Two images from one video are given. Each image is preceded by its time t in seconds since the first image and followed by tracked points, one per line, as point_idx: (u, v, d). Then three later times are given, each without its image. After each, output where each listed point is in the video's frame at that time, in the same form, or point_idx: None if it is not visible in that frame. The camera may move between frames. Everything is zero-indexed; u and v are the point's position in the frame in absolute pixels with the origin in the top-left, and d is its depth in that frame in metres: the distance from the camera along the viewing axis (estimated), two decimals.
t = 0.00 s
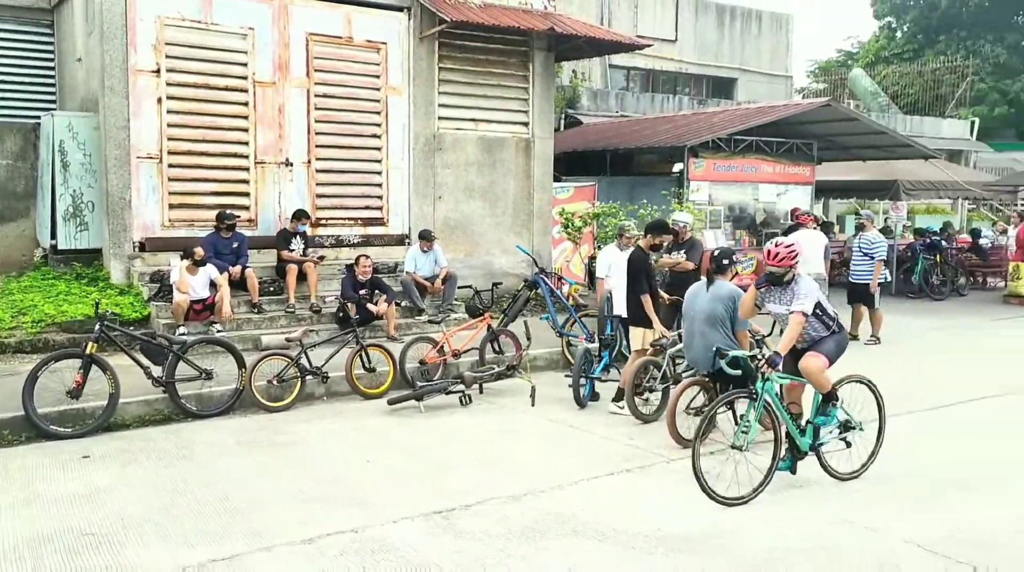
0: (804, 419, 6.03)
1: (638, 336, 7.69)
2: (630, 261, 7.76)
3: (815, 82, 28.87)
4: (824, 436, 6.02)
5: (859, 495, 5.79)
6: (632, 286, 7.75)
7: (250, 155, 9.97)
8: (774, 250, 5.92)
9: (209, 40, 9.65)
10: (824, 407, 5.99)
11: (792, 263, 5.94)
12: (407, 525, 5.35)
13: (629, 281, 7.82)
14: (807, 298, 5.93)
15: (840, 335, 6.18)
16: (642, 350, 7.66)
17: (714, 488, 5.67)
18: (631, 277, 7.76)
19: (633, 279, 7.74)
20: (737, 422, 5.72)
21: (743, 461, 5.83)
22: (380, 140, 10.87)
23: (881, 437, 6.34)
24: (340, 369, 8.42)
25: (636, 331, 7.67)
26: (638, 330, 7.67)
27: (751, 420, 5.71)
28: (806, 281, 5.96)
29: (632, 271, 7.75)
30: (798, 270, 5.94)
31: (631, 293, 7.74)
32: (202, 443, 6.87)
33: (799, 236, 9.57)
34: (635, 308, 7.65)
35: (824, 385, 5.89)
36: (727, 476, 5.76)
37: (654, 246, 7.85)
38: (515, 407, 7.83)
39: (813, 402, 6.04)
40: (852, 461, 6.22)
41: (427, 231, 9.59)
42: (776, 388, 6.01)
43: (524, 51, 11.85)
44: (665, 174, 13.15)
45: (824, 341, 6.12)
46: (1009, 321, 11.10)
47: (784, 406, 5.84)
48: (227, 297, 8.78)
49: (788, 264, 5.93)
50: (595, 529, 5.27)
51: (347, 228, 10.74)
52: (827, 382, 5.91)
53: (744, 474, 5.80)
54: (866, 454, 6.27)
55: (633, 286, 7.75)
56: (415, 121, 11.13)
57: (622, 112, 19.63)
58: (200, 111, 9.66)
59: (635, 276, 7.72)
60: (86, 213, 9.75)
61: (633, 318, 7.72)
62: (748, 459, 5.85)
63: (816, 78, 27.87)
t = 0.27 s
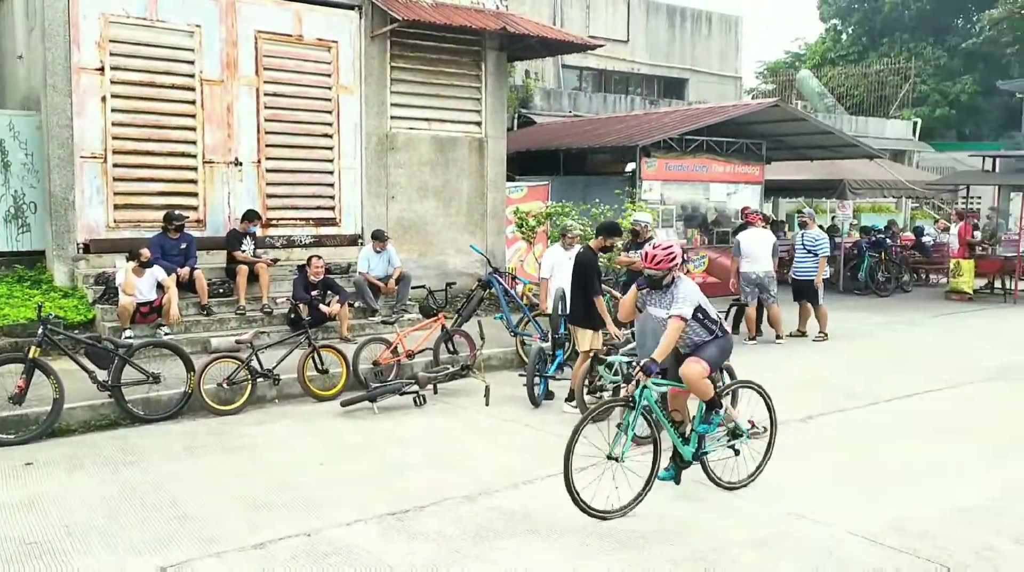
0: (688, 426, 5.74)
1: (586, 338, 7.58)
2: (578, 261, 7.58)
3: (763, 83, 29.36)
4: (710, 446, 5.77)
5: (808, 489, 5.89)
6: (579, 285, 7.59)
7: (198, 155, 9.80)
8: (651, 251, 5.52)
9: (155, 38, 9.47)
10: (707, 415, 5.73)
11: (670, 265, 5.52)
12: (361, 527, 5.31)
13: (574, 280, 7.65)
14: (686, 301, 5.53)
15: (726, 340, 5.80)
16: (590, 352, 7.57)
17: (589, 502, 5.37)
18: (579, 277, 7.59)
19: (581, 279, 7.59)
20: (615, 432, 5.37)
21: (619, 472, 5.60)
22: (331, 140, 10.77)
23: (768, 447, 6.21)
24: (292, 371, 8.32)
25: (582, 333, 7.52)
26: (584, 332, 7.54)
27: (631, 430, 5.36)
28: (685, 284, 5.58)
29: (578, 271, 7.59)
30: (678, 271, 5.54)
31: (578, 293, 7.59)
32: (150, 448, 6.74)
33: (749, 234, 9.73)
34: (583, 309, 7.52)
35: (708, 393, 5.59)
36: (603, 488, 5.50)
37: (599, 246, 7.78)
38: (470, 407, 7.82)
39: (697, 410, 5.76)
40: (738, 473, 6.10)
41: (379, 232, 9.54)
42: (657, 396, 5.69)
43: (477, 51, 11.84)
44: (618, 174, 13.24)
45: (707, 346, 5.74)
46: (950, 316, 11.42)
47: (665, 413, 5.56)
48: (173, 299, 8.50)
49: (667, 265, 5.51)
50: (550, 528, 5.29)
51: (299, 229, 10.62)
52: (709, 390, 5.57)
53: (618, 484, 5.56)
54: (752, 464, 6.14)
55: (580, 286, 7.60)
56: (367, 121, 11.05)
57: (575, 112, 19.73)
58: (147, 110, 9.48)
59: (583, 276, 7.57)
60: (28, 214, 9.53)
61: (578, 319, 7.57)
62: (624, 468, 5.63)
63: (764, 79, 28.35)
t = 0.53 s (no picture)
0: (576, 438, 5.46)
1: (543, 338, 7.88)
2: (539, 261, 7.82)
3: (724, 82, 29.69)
4: (602, 457, 5.50)
5: (769, 483, 5.97)
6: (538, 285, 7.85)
7: (155, 155, 9.66)
8: (531, 252, 5.18)
9: (110, 38, 9.31)
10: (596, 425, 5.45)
11: (552, 267, 5.22)
12: (325, 530, 5.26)
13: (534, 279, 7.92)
14: (570, 306, 5.28)
15: (612, 347, 5.58)
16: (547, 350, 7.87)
17: (466, 518, 5.06)
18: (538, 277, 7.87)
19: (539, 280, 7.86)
20: (497, 444, 5.08)
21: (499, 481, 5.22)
22: (292, 140, 10.67)
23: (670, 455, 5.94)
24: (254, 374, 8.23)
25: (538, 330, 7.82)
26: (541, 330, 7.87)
27: (512, 443, 5.08)
28: (569, 287, 5.32)
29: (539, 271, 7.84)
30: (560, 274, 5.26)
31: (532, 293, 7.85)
32: (108, 454, 6.61)
33: (710, 232, 9.82)
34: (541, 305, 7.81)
35: (594, 403, 5.33)
36: (480, 503, 5.15)
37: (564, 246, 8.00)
38: (435, 408, 7.79)
39: (586, 421, 5.47)
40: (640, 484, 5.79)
41: (343, 232, 9.47)
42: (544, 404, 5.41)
43: (439, 50, 11.80)
44: (581, 173, 13.30)
45: (593, 354, 5.49)
46: (906, 311, 11.65)
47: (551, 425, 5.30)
48: (132, 303, 8.39)
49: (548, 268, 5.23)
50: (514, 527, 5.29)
51: (260, 230, 10.51)
52: (595, 400, 5.31)
53: (504, 498, 5.22)
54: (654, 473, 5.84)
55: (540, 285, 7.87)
56: (329, 121, 10.96)
57: (538, 112, 19.77)
58: (102, 111, 9.32)
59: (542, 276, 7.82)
60: None
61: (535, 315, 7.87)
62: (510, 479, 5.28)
63: (725, 79, 28.67)
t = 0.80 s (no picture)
0: (455, 455, 5.08)
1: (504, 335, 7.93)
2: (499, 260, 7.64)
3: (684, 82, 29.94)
4: (483, 473, 5.16)
5: (729, 479, 6.03)
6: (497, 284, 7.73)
7: (109, 156, 9.51)
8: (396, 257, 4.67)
9: (61, 37, 9.15)
10: (474, 440, 5.07)
11: (421, 274, 4.73)
12: (285, 535, 5.20)
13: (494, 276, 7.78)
14: (444, 316, 4.81)
15: (491, 357, 5.12)
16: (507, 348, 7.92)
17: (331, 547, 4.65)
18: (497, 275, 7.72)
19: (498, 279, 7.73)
20: (364, 465, 4.68)
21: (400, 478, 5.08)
22: (250, 140, 10.55)
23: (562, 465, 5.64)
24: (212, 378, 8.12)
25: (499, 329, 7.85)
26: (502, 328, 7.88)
27: (380, 464, 4.68)
28: (440, 295, 4.84)
29: (499, 269, 7.68)
30: (429, 282, 4.78)
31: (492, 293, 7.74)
32: (62, 461, 6.48)
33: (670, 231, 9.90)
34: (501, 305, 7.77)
35: (471, 417, 4.93)
36: (347, 530, 4.76)
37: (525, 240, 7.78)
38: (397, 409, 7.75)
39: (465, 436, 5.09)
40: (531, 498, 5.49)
41: (302, 233, 9.42)
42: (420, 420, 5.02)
43: (399, 50, 11.73)
44: (543, 173, 13.32)
45: (470, 365, 5.04)
46: (863, 307, 11.86)
47: (425, 442, 4.91)
48: (87, 307, 8.27)
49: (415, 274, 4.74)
50: (476, 527, 5.27)
51: (218, 232, 10.37)
52: (474, 416, 4.92)
53: (374, 520, 4.85)
54: (546, 485, 5.52)
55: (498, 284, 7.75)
56: (287, 121, 10.85)
57: (499, 112, 19.77)
58: (54, 111, 9.15)
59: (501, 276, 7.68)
60: None
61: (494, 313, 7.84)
62: (377, 494, 4.94)
63: (685, 78, 28.92)
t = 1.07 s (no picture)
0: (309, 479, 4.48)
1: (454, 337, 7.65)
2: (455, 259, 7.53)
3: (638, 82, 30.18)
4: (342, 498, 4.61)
5: (684, 475, 6.08)
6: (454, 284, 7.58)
7: (53, 157, 9.32)
8: (236, 265, 4.09)
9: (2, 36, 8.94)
10: (332, 465, 4.49)
11: (263, 282, 4.12)
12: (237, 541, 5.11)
13: (449, 277, 7.63)
14: (292, 329, 4.21)
15: (350, 374, 4.47)
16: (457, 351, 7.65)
17: None
18: (453, 276, 7.59)
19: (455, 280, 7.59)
20: (202, 499, 3.99)
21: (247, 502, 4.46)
22: (199, 140, 10.39)
23: (435, 488, 5.13)
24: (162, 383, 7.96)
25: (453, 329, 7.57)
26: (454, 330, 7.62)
27: (222, 497, 4.01)
28: (289, 305, 4.23)
29: (455, 269, 7.56)
30: (272, 291, 4.17)
31: (448, 293, 7.56)
32: (6, 470, 6.30)
33: (625, 229, 9.96)
34: (456, 305, 7.57)
35: (328, 440, 4.31)
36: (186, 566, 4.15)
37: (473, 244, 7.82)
38: (351, 412, 7.68)
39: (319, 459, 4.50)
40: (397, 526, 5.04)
41: (254, 235, 9.31)
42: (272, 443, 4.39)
43: (351, 49, 11.63)
44: (498, 173, 13.32)
45: (324, 383, 4.39)
46: (813, 303, 12.07)
47: (274, 467, 4.29)
48: (30, 312, 8.04)
49: (256, 283, 4.13)
50: (432, 528, 5.23)
51: (167, 234, 10.20)
52: (331, 439, 4.32)
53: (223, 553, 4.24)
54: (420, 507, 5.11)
55: (453, 284, 7.60)
56: (237, 121, 10.71)
57: (455, 111, 19.72)
58: None
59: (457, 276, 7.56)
60: None
61: (447, 314, 7.59)
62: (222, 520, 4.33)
63: (639, 78, 29.14)
